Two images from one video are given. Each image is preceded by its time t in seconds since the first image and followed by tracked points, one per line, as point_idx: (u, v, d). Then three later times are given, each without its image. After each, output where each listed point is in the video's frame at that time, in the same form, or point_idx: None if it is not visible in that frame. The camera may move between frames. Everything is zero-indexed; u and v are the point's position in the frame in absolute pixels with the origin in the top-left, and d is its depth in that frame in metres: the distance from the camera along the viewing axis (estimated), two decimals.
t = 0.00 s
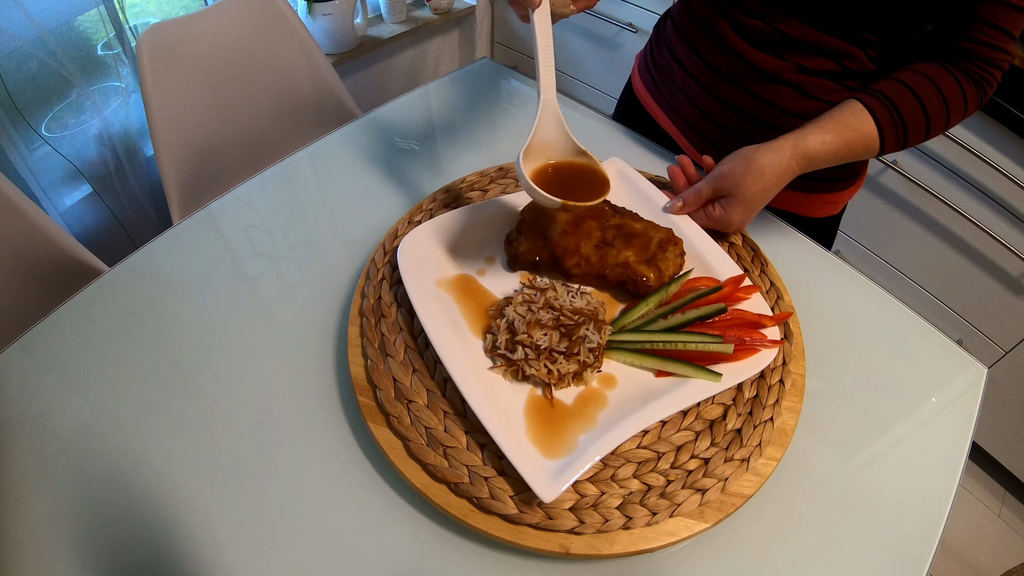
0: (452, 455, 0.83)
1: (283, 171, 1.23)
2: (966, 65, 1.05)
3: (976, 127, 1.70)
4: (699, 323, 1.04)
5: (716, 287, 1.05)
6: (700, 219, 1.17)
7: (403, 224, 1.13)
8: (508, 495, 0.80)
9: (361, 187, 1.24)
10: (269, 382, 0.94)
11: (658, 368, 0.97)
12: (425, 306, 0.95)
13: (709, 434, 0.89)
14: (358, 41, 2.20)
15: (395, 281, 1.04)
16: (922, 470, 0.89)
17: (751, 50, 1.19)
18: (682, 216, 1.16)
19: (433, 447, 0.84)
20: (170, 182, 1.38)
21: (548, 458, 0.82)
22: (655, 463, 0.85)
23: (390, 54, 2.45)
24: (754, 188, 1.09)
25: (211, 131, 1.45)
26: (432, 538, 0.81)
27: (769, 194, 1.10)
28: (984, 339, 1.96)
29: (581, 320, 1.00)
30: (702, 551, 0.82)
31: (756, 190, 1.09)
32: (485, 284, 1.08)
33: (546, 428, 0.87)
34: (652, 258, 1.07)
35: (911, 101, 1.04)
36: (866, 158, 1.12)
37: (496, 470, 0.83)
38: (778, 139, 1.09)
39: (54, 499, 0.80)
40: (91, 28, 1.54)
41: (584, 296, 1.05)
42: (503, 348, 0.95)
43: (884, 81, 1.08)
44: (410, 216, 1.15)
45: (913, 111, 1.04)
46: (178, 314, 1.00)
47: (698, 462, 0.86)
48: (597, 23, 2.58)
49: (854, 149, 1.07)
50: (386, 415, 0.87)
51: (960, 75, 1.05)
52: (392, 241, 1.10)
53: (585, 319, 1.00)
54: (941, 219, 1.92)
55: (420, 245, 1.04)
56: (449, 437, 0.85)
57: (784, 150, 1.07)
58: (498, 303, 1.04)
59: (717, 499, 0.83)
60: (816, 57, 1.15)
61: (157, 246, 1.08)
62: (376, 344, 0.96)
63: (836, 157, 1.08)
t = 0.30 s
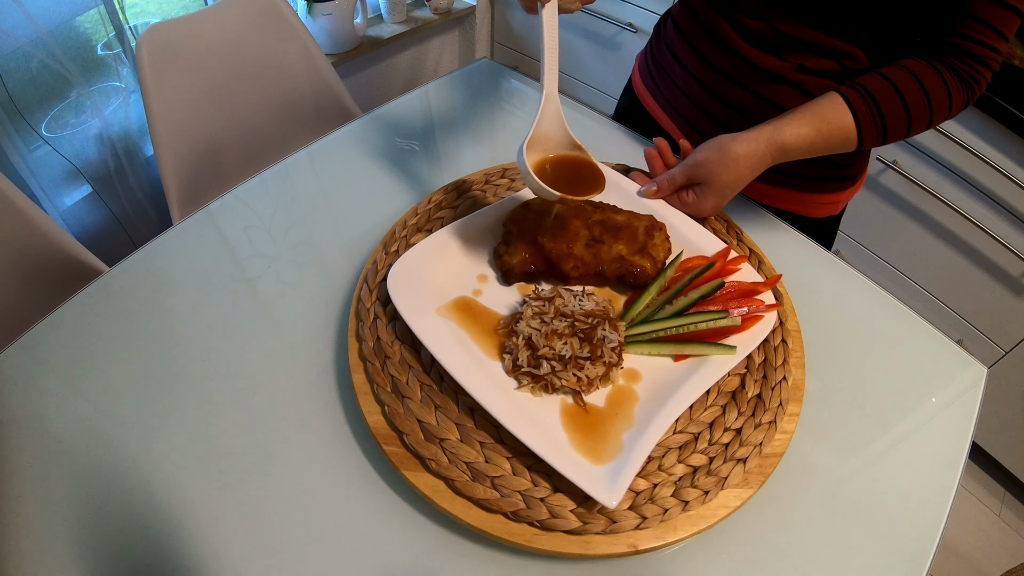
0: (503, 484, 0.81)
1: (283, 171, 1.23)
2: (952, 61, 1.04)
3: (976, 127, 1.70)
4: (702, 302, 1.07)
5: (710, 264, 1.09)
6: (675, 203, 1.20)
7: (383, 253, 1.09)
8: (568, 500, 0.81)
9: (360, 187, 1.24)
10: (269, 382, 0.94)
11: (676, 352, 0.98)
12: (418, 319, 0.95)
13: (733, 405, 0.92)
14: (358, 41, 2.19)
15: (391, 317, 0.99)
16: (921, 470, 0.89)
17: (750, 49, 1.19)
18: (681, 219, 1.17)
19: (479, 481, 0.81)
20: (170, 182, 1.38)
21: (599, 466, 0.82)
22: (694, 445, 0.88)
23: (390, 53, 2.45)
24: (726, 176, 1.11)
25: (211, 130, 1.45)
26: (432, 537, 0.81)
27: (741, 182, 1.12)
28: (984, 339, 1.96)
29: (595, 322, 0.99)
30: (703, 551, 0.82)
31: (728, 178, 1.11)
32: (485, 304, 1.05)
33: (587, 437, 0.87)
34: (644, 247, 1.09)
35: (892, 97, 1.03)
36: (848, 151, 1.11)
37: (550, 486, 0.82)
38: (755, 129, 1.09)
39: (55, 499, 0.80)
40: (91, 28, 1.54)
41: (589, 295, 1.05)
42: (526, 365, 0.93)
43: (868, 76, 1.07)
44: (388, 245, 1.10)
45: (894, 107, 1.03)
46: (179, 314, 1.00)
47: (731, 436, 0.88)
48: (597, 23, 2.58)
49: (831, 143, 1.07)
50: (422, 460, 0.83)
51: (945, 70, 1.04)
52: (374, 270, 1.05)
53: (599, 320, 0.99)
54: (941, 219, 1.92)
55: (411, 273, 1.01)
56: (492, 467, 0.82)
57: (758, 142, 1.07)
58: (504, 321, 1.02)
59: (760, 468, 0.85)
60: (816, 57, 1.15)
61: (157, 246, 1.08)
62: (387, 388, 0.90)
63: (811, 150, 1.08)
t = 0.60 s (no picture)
0: (553, 500, 0.81)
1: (283, 171, 1.23)
2: (976, 70, 1.06)
3: (976, 127, 1.70)
4: (700, 283, 1.10)
5: (700, 244, 1.10)
6: (715, 210, 1.18)
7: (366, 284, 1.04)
8: (613, 497, 0.82)
9: (360, 187, 1.24)
10: (268, 382, 0.94)
11: (687, 337, 1.01)
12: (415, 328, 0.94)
13: (746, 377, 0.96)
14: (358, 41, 2.19)
15: (395, 351, 0.95)
16: (921, 470, 0.89)
17: (751, 50, 1.19)
18: (681, 215, 1.17)
19: (527, 502, 0.80)
20: (170, 182, 1.38)
21: (643, 459, 0.83)
22: (720, 422, 0.91)
23: (390, 53, 2.45)
24: (770, 179, 1.08)
25: (211, 130, 1.45)
26: (431, 537, 0.81)
27: (783, 184, 1.09)
28: (984, 339, 1.96)
29: (606, 322, 1.00)
30: (703, 552, 0.82)
31: (772, 181, 1.08)
32: (488, 321, 1.03)
33: (623, 439, 0.87)
34: (633, 240, 1.09)
35: (920, 97, 1.04)
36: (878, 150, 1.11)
37: (598, 491, 0.83)
38: (794, 129, 1.07)
39: (55, 498, 0.80)
40: (91, 28, 1.54)
41: (592, 296, 1.06)
42: (549, 378, 0.92)
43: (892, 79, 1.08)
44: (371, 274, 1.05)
45: (924, 108, 1.04)
46: (178, 314, 1.00)
47: (752, 409, 0.92)
48: (597, 23, 2.58)
49: (866, 142, 1.06)
50: (464, 492, 0.80)
51: (969, 78, 1.06)
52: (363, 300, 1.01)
53: (609, 319, 1.00)
54: (941, 219, 1.92)
55: (408, 299, 0.97)
56: (536, 485, 0.82)
57: (801, 142, 1.05)
58: (513, 337, 1.00)
59: (784, 436, 0.89)
60: (816, 57, 1.15)
61: (157, 246, 1.08)
62: (409, 426, 0.86)
63: (848, 149, 1.07)
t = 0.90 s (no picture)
0: (582, 503, 0.81)
1: (283, 171, 1.23)
2: (1000, 69, 1.07)
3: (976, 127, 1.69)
4: (696, 273, 1.12)
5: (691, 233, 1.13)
6: (818, 254, 1.04)
7: (360, 305, 1.02)
8: (640, 491, 0.83)
9: (361, 187, 1.24)
10: (269, 382, 0.94)
11: (692, 327, 1.02)
12: (415, 331, 0.94)
13: (751, 360, 0.98)
14: (358, 42, 2.19)
15: (401, 369, 0.93)
16: (921, 470, 0.89)
17: (751, 50, 1.19)
18: (679, 215, 1.17)
19: (556, 509, 0.80)
20: (170, 183, 1.38)
21: (665, 454, 0.84)
22: (732, 407, 0.93)
23: (390, 54, 2.45)
24: (856, 193, 1.00)
25: (211, 131, 1.45)
26: (431, 537, 0.81)
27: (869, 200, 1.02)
28: (984, 339, 1.96)
29: (613, 321, 1.00)
30: (704, 551, 0.82)
31: (859, 196, 1.00)
32: (492, 331, 1.02)
33: (645, 436, 0.88)
34: (627, 235, 1.10)
35: (959, 96, 1.05)
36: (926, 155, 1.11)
37: (625, 489, 0.83)
38: (858, 147, 1.04)
39: (55, 497, 0.80)
40: (91, 28, 1.54)
41: (593, 297, 1.06)
42: (564, 383, 0.93)
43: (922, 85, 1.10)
44: (367, 291, 1.03)
45: (963, 105, 1.06)
46: (178, 314, 1.00)
47: (760, 393, 0.94)
48: (597, 23, 2.58)
49: (926, 144, 1.05)
50: (492, 507, 0.79)
51: (996, 76, 1.08)
52: (362, 317, 0.99)
53: (616, 317, 1.00)
54: (941, 219, 1.92)
55: (409, 315, 0.95)
56: (562, 491, 0.81)
57: (871, 155, 1.01)
58: (520, 344, 0.99)
59: (792, 416, 0.92)
60: (815, 57, 1.15)
61: (157, 246, 1.08)
62: (426, 446, 0.84)
63: (912, 156, 1.06)
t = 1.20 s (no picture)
0: (586, 503, 0.81)
1: (283, 171, 1.23)
2: (982, 71, 1.08)
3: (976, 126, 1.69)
4: (696, 271, 1.12)
5: (689, 232, 1.14)
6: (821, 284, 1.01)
7: (359, 308, 1.02)
8: (643, 490, 0.83)
9: (361, 187, 1.24)
10: (269, 382, 0.94)
11: (693, 326, 1.03)
12: (414, 330, 0.94)
13: (751, 358, 0.99)
14: (358, 42, 2.19)
15: (403, 372, 0.92)
16: (921, 470, 0.89)
17: (751, 50, 1.19)
18: (679, 214, 1.17)
19: (561, 509, 0.80)
20: (170, 183, 1.38)
21: (669, 452, 0.84)
22: (734, 405, 0.93)
23: (390, 54, 2.45)
24: (854, 222, 1.00)
25: (211, 130, 1.45)
26: (431, 537, 0.81)
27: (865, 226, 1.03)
28: (984, 339, 1.96)
29: (614, 320, 1.00)
30: (703, 551, 0.82)
31: (857, 224, 1.00)
32: (493, 332, 1.02)
33: (648, 434, 0.88)
34: (627, 235, 1.10)
35: (948, 111, 1.06)
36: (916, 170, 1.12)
37: (629, 488, 0.83)
38: (847, 174, 1.05)
39: (54, 498, 0.80)
40: (91, 28, 1.54)
41: (593, 297, 1.06)
42: (566, 383, 0.92)
43: (910, 97, 1.10)
44: (366, 294, 1.02)
45: (952, 120, 1.06)
46: (178, 314, 1.00)
47: (761, 389, 0.94)
48: (597, 23, 2.58)
49: (916, 164, 1.06)
50: (496, 508, 0.79)
51: (979, 81, 1.09)
52: (361, 320, 0.98)
53: (617, 317, 1.01)
54: (941, 219, 1.92)
55: (409, 317, 0.95)
56: (567, 491, 0.81)
57: (860, 181, 1.03)
58: (522, 345, 0.99)
59: (793, 412, 0.92)
60: (816, 57, 1.15)
61: (157, 246, 1.08)
62: (429, 448, 0.84)
63: (903, 176, 1.06)
